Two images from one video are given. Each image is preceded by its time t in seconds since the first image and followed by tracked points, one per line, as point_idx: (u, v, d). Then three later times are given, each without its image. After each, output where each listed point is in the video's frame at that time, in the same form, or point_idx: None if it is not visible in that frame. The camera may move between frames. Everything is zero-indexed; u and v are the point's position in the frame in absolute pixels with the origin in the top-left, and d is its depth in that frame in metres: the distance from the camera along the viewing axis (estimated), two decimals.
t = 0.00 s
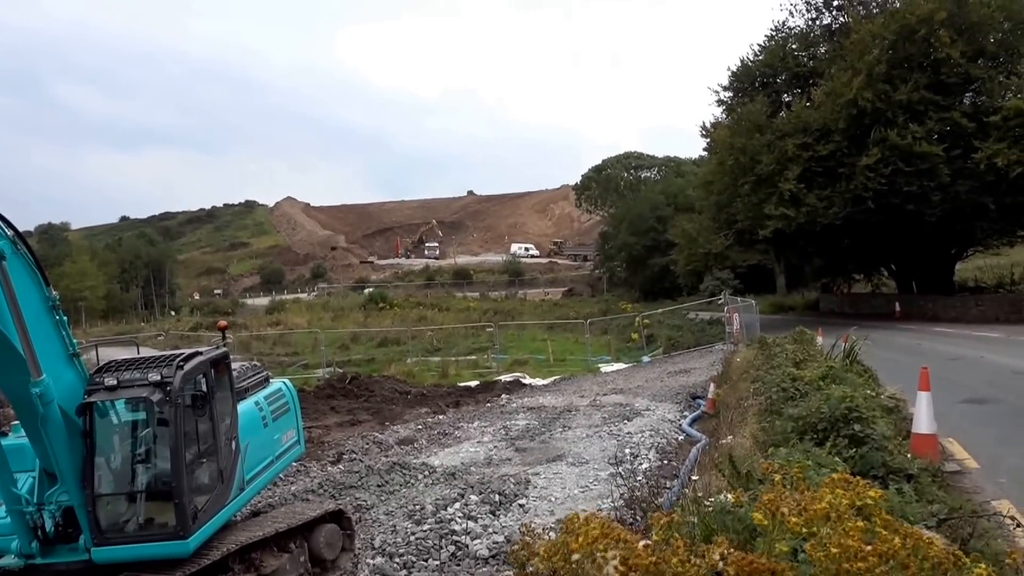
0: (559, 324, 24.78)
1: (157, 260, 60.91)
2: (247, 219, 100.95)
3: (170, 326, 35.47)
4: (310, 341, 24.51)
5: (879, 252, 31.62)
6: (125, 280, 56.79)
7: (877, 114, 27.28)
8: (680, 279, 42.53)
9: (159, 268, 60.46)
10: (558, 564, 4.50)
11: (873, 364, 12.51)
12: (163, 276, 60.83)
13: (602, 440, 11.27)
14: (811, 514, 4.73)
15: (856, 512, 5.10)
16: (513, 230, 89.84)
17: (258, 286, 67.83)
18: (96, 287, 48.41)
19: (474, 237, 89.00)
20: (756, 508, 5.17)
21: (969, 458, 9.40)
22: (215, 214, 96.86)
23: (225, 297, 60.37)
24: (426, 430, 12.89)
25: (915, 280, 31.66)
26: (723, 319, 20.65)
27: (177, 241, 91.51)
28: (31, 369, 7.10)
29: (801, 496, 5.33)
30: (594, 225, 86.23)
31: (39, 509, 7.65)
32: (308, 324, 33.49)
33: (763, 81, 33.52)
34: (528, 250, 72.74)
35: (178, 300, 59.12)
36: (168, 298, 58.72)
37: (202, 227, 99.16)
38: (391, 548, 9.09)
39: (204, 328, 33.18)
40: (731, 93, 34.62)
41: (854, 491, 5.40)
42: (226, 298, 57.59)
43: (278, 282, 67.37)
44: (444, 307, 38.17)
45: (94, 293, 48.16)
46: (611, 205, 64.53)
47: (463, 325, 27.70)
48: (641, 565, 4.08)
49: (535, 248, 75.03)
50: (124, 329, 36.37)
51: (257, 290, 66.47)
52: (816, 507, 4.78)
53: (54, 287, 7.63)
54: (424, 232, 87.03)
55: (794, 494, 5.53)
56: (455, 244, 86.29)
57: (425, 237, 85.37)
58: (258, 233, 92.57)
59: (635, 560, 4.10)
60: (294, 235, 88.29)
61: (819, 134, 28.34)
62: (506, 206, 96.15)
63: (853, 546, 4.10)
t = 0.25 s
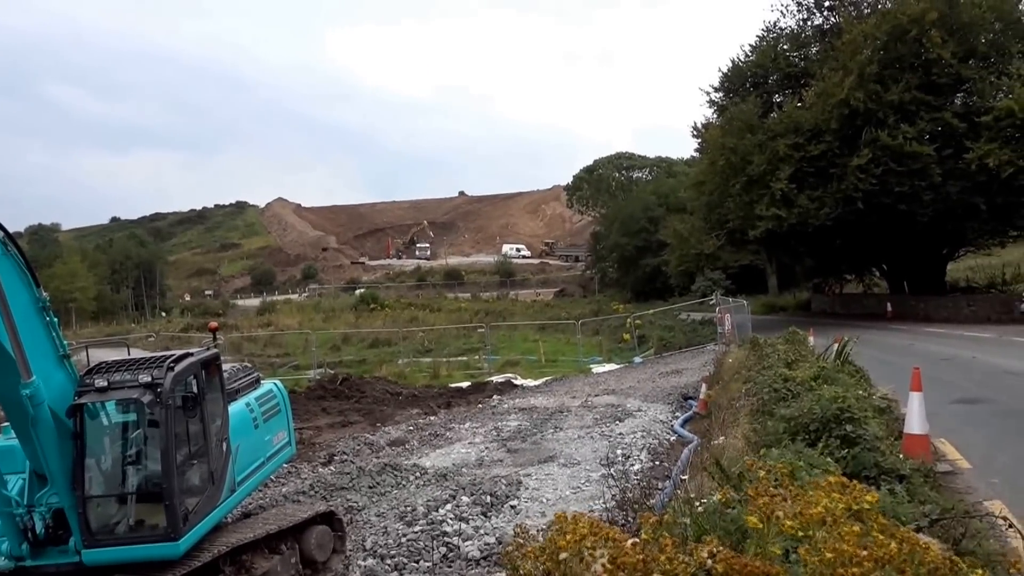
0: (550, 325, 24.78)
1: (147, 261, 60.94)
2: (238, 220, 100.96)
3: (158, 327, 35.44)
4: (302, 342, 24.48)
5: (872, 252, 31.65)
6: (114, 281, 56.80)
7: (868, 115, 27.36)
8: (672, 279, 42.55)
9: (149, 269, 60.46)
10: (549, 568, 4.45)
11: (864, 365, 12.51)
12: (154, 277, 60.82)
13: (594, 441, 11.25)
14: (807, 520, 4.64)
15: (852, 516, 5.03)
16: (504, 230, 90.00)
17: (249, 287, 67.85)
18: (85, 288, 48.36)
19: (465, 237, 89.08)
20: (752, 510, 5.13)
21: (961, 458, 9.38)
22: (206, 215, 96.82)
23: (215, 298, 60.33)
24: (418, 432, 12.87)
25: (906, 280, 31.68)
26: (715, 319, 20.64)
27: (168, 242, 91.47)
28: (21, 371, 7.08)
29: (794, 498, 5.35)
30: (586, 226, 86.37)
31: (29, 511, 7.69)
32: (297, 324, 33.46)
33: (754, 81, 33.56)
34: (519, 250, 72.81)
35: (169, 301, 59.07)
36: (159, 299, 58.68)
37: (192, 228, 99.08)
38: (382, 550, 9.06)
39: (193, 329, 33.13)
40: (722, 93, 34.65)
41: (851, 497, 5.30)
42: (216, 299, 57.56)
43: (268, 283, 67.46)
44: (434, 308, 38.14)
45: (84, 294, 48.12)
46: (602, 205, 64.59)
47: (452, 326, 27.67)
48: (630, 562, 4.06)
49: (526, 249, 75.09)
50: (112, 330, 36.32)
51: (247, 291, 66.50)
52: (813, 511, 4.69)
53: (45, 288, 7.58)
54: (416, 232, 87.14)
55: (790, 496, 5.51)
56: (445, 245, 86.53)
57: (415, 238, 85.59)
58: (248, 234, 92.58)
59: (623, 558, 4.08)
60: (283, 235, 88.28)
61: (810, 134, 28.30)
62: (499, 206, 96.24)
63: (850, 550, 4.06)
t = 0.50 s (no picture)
0: (546, 327, 24.70)
1: (138, 265, 61.13)
2: (231, 222, 101.07)
3: (147, 330, 35.42)
4: (296, 345, 24.42)
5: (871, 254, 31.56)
6: (105, 285, 56.93)
7: (867, 115, 27.19)
8: (667, 281, 42.50)
9: (139, 272, 60.59)
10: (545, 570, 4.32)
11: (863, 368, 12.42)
12: (146, 280, 60.87)
13: (590, 445, 11.16)
14: (805, 521, 4.54)
15: (849, 519, 4.96)
16: (498, 233, 90.14)
17: (241, 290, 67.95)
18: (77, 291, 48.36)
19: (459, 239, 89.01)
20: (750, 513, 4.93)
21: (961, 462, 9.28)
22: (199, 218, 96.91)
23: (207, 301, 60.38)
24: (412, 435, 12.79)
25: (904, 282, 31.59)
26: (711, 322, 20.56)
27: (161, 245, 91.53)
28: (12, 374, 7.00)
29: (789, 501, 5.29)
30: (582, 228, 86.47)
31: (20, 515, 7.61)
32: (290, 328, 33.42)
33: (750, 82, 33.49)
34: (514, 253, 72.88)
35: (162, 304, 59.09)
36: (150, 302, 58.75)
37: (185, 230, 99.15)
38: (376, 554, 8.96)
39: (185, 332, 33.07)
40: (718, 94, 34.57)
41: (849, 500, 5.19)
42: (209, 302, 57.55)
43: (261, 286, 67.66)
44: (428, 311, 38.06)
45: (74, 298, 48.10)
46: (597, 207, 64.58)
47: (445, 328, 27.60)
48: (628, 560, 3.99)
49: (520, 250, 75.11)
50: (101, 333, 36.28)
51: (239, 294, 66.62)
52: (812, 513, 4.60)
53: (35, 290, 7.47)
54: (411, 234, 87.21)
55: (788, 499, 5.44)
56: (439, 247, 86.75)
57: (410, 240, 85.75)
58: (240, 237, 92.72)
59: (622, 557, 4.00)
60: (275, 238, 88.36)
61: (807, 135, 28.10)
62: (494, 208, 96.32)
63: (849, 552, 3.97)
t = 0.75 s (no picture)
0: (545, 332, 24.54)
1: (132, 267, 61.11)
2: (226, 225, 101.09)
3: (140, 335, 35.30)
4: (290, 349, 24.21)
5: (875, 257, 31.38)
6: (96, 288, 56.92)
7: (871, 115, 27.00)
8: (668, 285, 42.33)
9: (132, 275, 60.58)
10: None
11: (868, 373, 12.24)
12: (138, 284, 60.82)
13: (590, 451, 11.00)
14: (798, 519, 4.65)
15: (844, 518, 5.00)
16: (496, 235, 90.06)
17: (235, 294, 67.94)
18: (69, 295, 48.27)
19: (456, 242, 88.84)
20: (746, 517, 5.06)
21: (968, 469, 9.10)
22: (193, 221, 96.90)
23: (201, 305, 60.34)
24: (409, 442, 12.62)
25: (910, 286, 31.37)
26: (712, 326, 20.38)
27: (155, 248, 91.50)
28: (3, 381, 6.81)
29: (784, 505, 5.17)
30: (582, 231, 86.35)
31: (11, 524, 7.46)
32: (284, 333, 33.30)
33: (752, 83, 33.33)
34: (512, 256, 72.77)
35: (154, 308, 59.05)
36: (143, 306, 58.72)
37: (180, 233, 99.09)
38: (372, 563, 8.78)
39: (178, 336, 32.94)
40: (719, 95, 34.41)
41: (845, 498, 5.30)
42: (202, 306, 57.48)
43: (255, 289, 67.68)
44: (425, 315, 37.91)
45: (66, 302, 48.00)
46: (597, 209, 64.38)
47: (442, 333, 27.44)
48: (627, 567, 3.86)
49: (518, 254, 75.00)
50: (94, 338, 36.17)
51: (233, 298, 66.64)
52: (807, 511, 4.71)
53: (27, 295, 7.27)
54: (407, 237, 87.22)
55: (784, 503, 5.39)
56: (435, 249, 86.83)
57: (407, 243, 85.77)
58: (234, 240, 92.71)
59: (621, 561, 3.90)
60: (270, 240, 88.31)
61: (811, 136, 27.95)
62: (493, 211, 96.15)
63: (845, 548, 3.96)
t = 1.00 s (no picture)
0: (547, 338, 24.29)
1: (124, 271, 61.06)
2: (220, 228, 100.92)
3: (134, 341, 35.06)
4: (283, 356, 23.85)
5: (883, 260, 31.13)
6: (88, 293, 56.74)
7: (881, 115, 26.76)
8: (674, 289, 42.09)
9: (124, 280, 60.49)
10: None
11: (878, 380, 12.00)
12: (131, 289, 60.62)
13: (594, 460, 10.74)
14: (810, 538, 4.36)
15: (857, 534, 4.75)
16: (497, 238, 89.74)
17: (230, 298, 67.80)
18: (59, 300, 48.01)
19: (457, 244, 88.60)
20: (753, 530, 4.73)
21: (981, 478, 8.85)
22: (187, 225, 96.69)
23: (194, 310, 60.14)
24: (407, 450, 12.38)
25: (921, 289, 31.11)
26: (718, 332, 20.11)
27: (148, 252, 91.25)
28: None
29: (784, 518, 4.95)
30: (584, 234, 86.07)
31: None
32: (280, 338, 33.06)
33: (758, 82, 33.09)
34: (513, 259, 72.56)
35: (145, 313, 58.90)
36: (136, 311, 58.54)
37: (174, 236, 98.84)
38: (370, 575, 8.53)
39: (173, 342, 32.66)
40: (725, 93, 34.17)
41: (857, 514, 5.00)
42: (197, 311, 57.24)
43: (250, 294, 67.68)
44: (425, 320, 37.67)
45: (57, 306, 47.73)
46: (600, 212, 64.06)
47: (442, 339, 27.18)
48: None
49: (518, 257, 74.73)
50: (87, 343, 35.92)
51: (227, 303, 66.48)
52: (819, 529, 4.42)
53: (17, 299, 7.02)
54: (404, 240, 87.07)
55: (787, 515, 5.16)
56: (433, 252, 86.87)
57: (404, 247, 85.73)
58: (228, 243, 92.55)
59: None
60: (265, 244, 88.11)
61: (820, 136, 27.70)
62: (494, 214, 95.84)
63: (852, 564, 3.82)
